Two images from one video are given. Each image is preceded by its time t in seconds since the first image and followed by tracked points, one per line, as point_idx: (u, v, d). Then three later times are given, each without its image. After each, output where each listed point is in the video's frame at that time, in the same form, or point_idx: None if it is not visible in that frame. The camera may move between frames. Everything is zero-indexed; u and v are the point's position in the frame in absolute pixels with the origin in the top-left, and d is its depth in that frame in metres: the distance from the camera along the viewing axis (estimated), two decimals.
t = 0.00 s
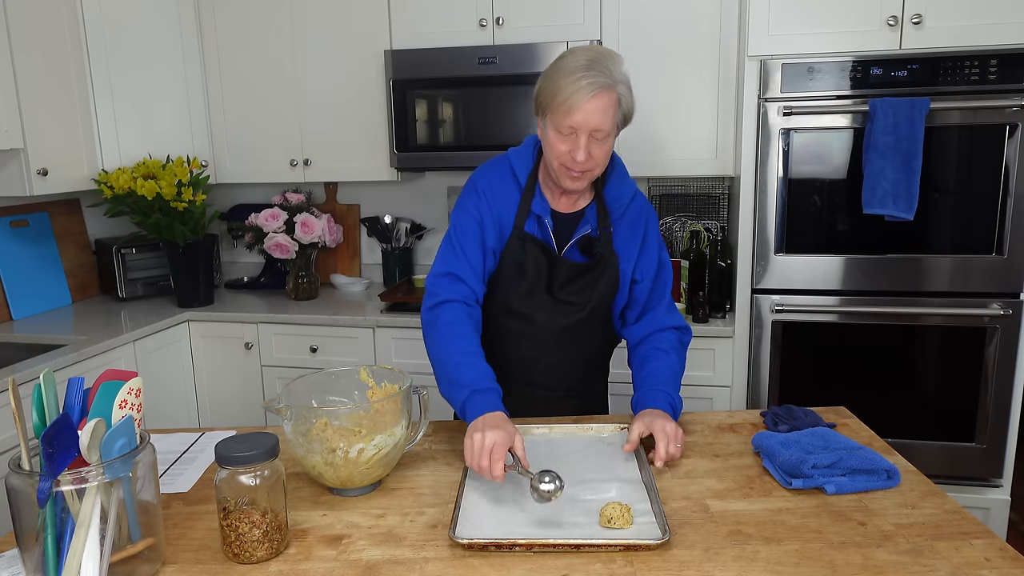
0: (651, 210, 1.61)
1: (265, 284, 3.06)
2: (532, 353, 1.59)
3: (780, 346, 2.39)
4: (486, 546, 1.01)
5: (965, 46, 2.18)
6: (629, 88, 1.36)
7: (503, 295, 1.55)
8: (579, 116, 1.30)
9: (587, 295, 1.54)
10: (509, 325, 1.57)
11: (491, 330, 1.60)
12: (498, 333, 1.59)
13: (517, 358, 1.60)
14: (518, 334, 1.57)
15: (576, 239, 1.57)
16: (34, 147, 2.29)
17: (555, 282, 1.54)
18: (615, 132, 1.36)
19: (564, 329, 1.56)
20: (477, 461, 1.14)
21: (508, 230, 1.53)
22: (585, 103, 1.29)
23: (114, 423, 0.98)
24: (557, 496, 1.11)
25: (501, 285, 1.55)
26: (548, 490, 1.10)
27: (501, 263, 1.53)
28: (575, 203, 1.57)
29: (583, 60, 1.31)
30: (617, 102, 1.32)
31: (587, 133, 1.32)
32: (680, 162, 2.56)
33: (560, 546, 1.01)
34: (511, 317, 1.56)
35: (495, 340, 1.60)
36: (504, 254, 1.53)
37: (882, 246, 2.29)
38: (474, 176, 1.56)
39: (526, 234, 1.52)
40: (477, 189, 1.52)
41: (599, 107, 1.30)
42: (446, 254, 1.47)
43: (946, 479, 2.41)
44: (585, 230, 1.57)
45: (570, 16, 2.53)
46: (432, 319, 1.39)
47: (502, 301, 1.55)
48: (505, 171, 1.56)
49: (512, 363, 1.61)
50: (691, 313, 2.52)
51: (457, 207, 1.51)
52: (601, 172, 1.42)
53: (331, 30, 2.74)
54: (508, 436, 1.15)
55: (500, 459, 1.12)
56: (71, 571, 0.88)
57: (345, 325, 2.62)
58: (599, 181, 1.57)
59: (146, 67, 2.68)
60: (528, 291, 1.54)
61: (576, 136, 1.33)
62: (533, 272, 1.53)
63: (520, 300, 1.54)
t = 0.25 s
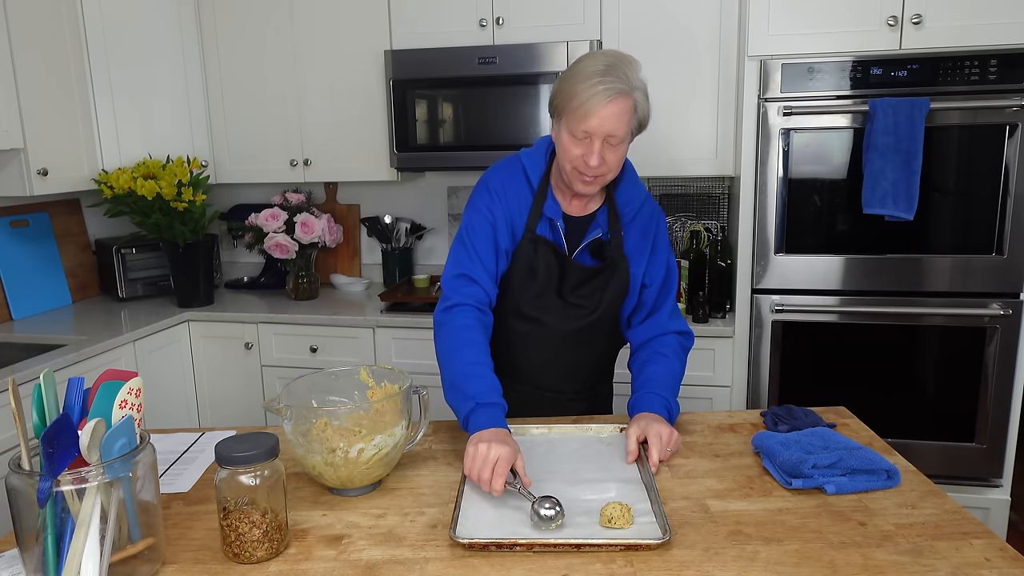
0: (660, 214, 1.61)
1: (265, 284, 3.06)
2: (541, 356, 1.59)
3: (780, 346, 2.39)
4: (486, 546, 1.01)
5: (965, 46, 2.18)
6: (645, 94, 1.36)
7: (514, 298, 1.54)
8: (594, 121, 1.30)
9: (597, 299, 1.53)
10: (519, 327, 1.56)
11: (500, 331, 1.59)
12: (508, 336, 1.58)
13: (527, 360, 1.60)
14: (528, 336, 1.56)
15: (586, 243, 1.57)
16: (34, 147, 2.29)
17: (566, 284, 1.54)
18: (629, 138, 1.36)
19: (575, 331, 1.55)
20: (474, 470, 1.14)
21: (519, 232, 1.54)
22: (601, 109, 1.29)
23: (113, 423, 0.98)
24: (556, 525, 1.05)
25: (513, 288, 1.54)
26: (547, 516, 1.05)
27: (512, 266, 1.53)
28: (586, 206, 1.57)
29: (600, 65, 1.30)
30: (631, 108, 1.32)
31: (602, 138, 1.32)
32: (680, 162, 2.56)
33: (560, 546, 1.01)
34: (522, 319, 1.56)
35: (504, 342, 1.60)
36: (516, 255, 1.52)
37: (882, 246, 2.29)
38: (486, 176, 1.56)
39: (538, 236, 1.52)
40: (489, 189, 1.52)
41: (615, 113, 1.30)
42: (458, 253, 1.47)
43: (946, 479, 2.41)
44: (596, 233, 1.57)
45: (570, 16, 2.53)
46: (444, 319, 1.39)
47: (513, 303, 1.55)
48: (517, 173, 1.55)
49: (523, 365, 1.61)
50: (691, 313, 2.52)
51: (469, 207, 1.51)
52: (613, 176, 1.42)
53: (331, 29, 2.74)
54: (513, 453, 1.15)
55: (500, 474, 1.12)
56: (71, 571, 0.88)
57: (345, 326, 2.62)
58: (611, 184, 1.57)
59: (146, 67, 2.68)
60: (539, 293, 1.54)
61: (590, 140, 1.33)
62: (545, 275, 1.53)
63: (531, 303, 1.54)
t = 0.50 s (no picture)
0: (665, 215, 1.61)
1: (265, 284, 3.06)
2: (544, 356, 1.59)
3: (780, 346, 2.39)
4: (485, 546, 1.01)
5: (965, 46, 2.18)
6: (651, 96, 1.35)
7: (518, 299, 1.55)
8: (599, 123, 1.30)
9: (603, 299, 1.54)
10: (524, 327, 1.57)
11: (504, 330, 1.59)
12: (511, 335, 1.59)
13: (531, 361, 1.60)
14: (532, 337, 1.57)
15: (592, 244, 1.57)
16: (34, 147, 2.29)
17: (571, 285, 1.54)
18: (634, 140, 1.36)
19: (579, 332, 1.55)
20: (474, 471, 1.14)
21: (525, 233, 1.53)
22: (606, 111, 1.29)
23: (113, 423, 0.98)
24: (556, 529, 1.05)
25: (518, 289, 1.54)
26: (547, 519, 1.05)
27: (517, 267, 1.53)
28: (591, 207, 1.56)
29: (606, 67, 1.30)
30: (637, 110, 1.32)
31: (606, 140, 1.32)
32: (680, 161, 2.56)
33: (559, 546, 1.01)
34: (526, 320, 1.56)
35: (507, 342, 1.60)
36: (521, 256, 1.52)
37: (882, 246, 2.29)
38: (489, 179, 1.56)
39: (543, 237, 1.52)
40: (494, 190, 1.52)
41: (620, 116, 1.30)
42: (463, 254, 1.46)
43: (946, 479, 2.41)
44: (601, 235, 1.57)
45: (570, 16, 2.54)
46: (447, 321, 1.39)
47: (517, 304, 1.55)
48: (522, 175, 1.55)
49: (526, 366, 1.61)
50: (691, 313, 2.52)
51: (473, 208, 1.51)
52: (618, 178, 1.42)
53: (331, 29, 2.74)
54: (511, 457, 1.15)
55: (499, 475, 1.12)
56: (71, 571, 0.88)
57: (345, 326, 2.62)
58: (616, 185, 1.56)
59: (146, 67, 2.68)
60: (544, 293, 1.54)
61: (595, 143, 1.33)
62: (551, 276, 1.53)
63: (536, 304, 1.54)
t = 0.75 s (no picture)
0: (666, 215, 1.60)
1: (265, 283, 3.06)
2: (545, 356, 1.59)
3: (780, 346, 2.39)
4: (484, 545, 1.01)
5: (965, 46, 2.18)
6: (649, 96, 1.35)
7: (518, 299, 1.55)
8: (597, 123, 1.30)
9: (604, 299, 1.54)
10: (525, 327, 1.57)
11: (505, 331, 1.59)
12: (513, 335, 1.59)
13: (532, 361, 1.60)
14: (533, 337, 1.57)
15: (593, 243, 1.57)
16: (33, 147, 2.29)
17: (572, 285, 1.54)
18: (632, 140, 1.36)
19: (581, 331, 1.55)
20: (467, 466, 1.15)
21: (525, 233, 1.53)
22: (603, 112, 1.29)
23: (113, 423, 0.98)
24: (555, 528, 1.05)
25: (518, 289, 1.54)
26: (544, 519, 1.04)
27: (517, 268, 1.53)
28: (591, 207, 1.56)
29: (603, 67, 1.30)
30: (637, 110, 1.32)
31: (605, 141, 1.32)
32: (680, 161, 2.56)
33: (559, 546, 1.01)
34: (526, 320, 1.56)
35: (508, 343, 1.60)
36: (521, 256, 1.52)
37: (882, 246, 2.29)
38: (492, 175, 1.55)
39: (543, 237, 1.52)
40: (494, 191, 1.52)
41: (618, 116, 1.30)
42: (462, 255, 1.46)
43: (946, 479, 2.41)
44: (602, 234, 1.56)
45: (570, 16, 2.54)
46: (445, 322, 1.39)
47: (518, 304, 1.55)
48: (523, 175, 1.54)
49: (527, 366, 1.61)
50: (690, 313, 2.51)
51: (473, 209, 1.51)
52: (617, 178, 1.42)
53: (331, 29, 2.74)
54: (510, 461, 1.15)
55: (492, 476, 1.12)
56: (71, 571, 0.88)
57: (345, 326, 2.62)
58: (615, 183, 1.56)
59: (146, 67, 2.68)
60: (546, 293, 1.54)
61: (593, 143, 1.33)
62: (552, 275, 1.53)
63: (537, 303, 1.54)
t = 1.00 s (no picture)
0: (621, 216, 1.55)
1: (265, 284, 3.06)
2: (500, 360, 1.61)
3: (780, 346, 2.39)
4: (485, 545, 1.01)
5: (965, 46, 2.18)
6: (559, 100, 1.34)
7: (464, 300, 1.61)
8: (489, 127, 1.31)
9: (543, 303, 1.54)
10: (475, 329, 1.61)
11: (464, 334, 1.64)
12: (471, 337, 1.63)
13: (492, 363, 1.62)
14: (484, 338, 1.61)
15: (528, 247, 1.57)
16: (34, 147, 2.29)
17: (511, 288, 1.56)
18: (540, 144, 1.34)
19: (519, 333, 1.57)
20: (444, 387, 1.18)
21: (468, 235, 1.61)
22: (502, 114, 1.29)
23: (114, 423, 0.98)
24: (555, 527, 1.05)
25: (460, 290, 1.61)
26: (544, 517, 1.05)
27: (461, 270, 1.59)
28: (532, 208, 1.57)
29: (511, 72, 1.31)
30: (536, 113, 1.31)
31: (503, 144, 1.31)
32: (680, 161, 2.56)
33: (559, 546, 1.01)
34: (474, 321, 1.60)
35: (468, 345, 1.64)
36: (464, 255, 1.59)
37: (882, 246, 2.29)
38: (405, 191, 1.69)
39: (485, 237, 1.57)
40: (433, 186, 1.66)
41: (507, 119, 1.29)
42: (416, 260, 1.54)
43: (946, 479, 2.41)
44: (537, 238, 1.56)
45: (570, 16, 2.54)
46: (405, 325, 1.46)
47: (464, 304, 1.61)
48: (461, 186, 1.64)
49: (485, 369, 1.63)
50: (691, 313, 2.51)
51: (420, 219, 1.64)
52: (534, 183, 1.40)
53: (331, 29, 2.74)
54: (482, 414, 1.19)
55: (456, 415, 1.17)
56: (71, 571, 0.88)
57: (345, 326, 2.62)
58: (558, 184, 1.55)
59: (146, 67, 2.68)
60: (485, 296, 1.57)
61: (494, 146, 1.33)
62: (490, 277, 1.57)
63: (485, 304, 1.57)
